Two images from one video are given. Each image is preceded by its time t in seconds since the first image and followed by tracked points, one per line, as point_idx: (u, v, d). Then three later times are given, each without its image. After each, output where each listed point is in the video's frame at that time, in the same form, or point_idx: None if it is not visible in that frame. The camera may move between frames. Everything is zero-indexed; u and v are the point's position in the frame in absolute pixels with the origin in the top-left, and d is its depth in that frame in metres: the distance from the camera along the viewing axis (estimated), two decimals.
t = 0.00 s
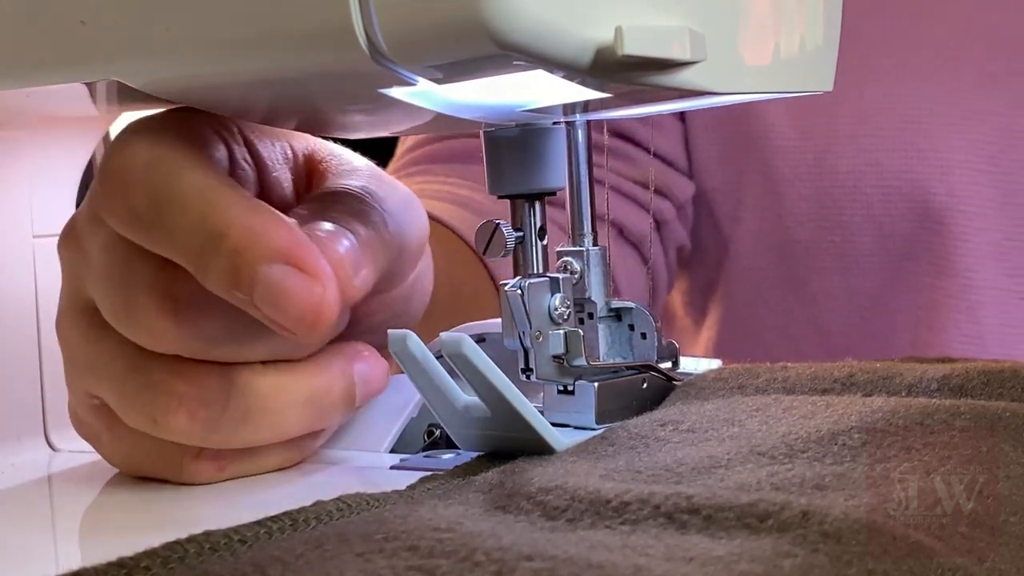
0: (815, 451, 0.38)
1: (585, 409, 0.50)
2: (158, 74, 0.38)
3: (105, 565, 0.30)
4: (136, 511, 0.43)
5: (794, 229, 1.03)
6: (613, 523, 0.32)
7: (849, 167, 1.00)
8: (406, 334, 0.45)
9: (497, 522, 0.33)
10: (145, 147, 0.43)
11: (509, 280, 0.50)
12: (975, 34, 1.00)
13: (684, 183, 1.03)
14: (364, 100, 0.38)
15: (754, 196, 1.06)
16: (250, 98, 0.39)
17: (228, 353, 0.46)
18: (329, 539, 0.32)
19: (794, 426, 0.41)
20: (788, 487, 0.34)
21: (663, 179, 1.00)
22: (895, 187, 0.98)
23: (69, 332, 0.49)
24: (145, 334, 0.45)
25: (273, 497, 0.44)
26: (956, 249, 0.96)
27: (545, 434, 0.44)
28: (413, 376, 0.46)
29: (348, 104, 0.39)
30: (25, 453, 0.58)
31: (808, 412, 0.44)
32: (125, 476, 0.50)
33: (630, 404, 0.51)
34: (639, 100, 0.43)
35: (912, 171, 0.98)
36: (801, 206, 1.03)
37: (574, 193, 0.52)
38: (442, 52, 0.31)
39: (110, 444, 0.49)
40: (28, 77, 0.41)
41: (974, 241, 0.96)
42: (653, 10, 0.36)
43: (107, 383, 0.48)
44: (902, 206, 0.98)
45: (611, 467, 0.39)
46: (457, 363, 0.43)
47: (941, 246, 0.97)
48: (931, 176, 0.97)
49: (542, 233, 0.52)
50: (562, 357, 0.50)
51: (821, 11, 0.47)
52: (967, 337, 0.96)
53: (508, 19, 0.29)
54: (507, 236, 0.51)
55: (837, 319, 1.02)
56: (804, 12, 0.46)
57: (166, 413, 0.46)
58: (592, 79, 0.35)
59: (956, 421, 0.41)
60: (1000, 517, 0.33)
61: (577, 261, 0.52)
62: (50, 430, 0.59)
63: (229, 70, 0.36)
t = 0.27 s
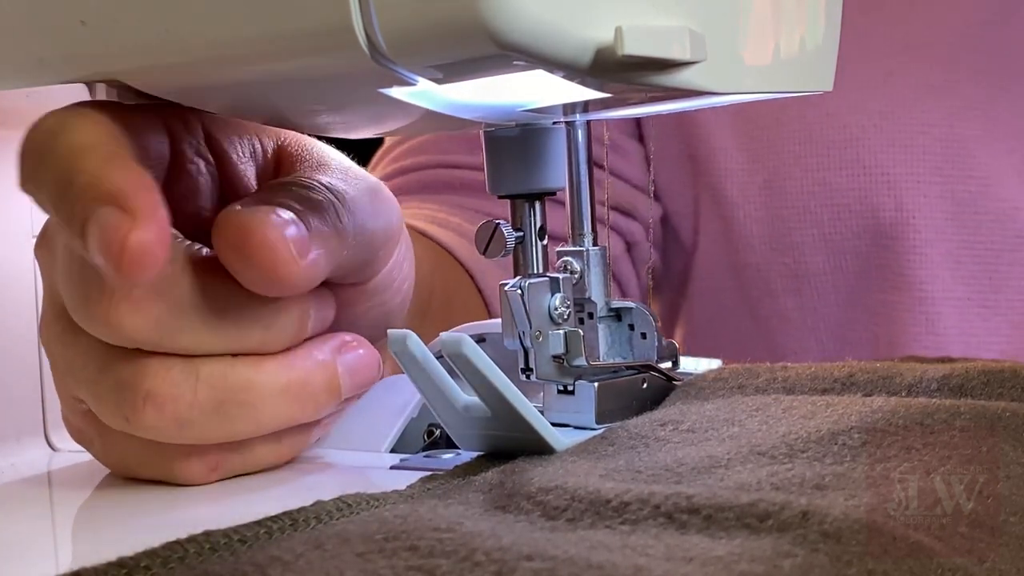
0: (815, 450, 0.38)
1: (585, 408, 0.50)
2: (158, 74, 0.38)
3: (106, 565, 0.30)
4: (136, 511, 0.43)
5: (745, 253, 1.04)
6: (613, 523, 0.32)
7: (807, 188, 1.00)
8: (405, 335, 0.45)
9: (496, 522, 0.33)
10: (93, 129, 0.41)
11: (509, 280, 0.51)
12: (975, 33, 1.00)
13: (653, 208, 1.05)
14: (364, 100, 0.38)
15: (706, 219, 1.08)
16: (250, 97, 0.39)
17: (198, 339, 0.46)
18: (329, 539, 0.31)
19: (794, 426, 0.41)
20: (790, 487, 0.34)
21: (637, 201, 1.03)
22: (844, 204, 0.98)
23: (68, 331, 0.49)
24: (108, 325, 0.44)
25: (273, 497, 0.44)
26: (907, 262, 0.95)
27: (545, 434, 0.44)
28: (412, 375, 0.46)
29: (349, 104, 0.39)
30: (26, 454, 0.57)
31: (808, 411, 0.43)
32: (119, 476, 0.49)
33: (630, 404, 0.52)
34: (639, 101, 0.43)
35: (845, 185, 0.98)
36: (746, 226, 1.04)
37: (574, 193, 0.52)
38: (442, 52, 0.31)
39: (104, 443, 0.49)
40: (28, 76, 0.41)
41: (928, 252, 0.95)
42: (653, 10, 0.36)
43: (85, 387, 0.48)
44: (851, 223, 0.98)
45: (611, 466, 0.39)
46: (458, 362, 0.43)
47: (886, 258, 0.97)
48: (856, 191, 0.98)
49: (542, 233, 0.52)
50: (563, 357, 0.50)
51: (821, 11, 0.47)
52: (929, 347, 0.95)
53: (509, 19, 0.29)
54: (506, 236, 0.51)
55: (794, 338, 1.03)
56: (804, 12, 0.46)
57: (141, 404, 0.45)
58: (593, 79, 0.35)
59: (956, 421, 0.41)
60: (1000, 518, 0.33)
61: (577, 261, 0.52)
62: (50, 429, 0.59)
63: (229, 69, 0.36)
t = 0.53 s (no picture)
0: (815, 450, 0.38)
1: (585, 408, 0.50)
2: (158, 74, 0.38)
3: (105, 565, 0.30)
4: (136, 511, 0.43)
5: (763, 236, 1.05)
6: (614, 523, 0.32)
7: (834, 176, 1.02)
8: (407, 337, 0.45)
9: (496, 522, 0.33)
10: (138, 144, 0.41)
11: (509, 280, 0.51)
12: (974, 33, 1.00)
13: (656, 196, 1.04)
14: (364, 100, 0.38)
15: (722, 201, 1.08)
16: (250, 98, 0.39)
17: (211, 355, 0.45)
18: (328, 539, 0.31)
19: (794, 427, 0.41)
20: (789, 488, 0.34)
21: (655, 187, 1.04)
22: (862, 188, 0.99)
23: (68, 331, 0.49)
24: (147, 341, 0.44)
25: (273, 497, 0.44)
26: (925, 248, 0.96)
27: (545, 434, 0.44)
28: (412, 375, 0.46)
29: (349, 104, 0.39)
30: (26, 454, 0.58)
31: (808, 412, 0.44)
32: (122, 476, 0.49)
33: (630, 403, 0.52)
34: (640, 100, 0.43)
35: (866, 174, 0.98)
36: (764, 209, 1.05)
37: (574, 193, 0.52)
38: (441, 53, 0.31)
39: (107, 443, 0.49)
40: (28, 76, 0.41)
41: (946, 238, 0.95)
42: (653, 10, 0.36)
43: (101, 386, 0.48)
44: (870, 207, 0.99)
45: (610, 466, 0.39)
46: (457, 362, 0.43)
47: (905, 244, 0.98)
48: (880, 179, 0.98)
49: (542, 233, 0.52)
50: (562, 357, 0.50)
51: (821, 11, 0.47)
52: (942, 336, 0.96)
53: (508, 19, 0.29)
54: (506, 236, 0.51)
55: (809, 319, 1.05)
56: (804, 12, 0.46)
57: (171, 411, 0.46)
58: (592, 79, 0.35)
59: (957, 420, 0.41)
60: (1001, 518, 0.33)
61: (577, 261, 0.52)
62: (50, 429, 0.60)
63: (228, 69, 0.36)
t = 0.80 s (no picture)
0: (813, 450, 0.38)
1: (585, 408, 0.50)
2: (158, 75, 0.38)
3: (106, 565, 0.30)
4: (136, 511, 0.43)
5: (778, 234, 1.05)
6: (613, 522, 0.32)
7: (848, 171, 1.02)
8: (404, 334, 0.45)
9: (496, 523, 0.33)
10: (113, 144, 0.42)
11: (509, 280, 0.51)
12: (975, 33, 1.00)
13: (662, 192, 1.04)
14: (364, 100, 0.38)
15: (746, 195, 1.07)
16: (250, 98, 0.39)
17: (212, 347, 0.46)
18: (329, 539, 0.31)
19: (793, 426, 0.41)
20: (788, 488, 0.34)
21: (661, 179, 1.03)
22: (890, 183, 0.99)
23: (67, 332, 0.49)
24: (109, 331, 0.45)
25: (273, 497, 0.44)
26: (951, 245, 0.97)
27: (545, 434, 0.44)
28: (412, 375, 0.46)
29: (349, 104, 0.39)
30: (26, 454, 0.58)
31: (808, 412, 0.43)
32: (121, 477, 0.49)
33: (630, 404, 0.52)
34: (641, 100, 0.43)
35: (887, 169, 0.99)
36: (790, 202, 1.05)
37: (574, 193, 0.52)
38: (441, 53, 0.31)
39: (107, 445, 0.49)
40: (27, 77, 0.41)
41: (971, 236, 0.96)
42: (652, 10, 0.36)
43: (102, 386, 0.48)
44: (897, 204, 0.99)
45: (609, 467, 0.39)
46: (457, 362, 0.43)
47: (931, 241, 0.98)
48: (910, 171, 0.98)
49: (542, 233, 0.52)
50: (563, 357, 0.50)
51: (821, 11, 0.47)
52: (964, 334, 0.96)
53: (508, 19, 0.29)
54: (507, 237, 0.51)
55: (832, 314, 1.04)
56: (805, 12, 0.46)
57: (146, 409, 0.46)
58: (593, 79, 0.35)
59: (956, 420, 0.41)
60: (1000, 517, 0.33)
61: (578, 261, 0.52)
62: (50, 429, 0.59)
63: (228, 69, 0.36)
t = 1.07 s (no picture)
0: (813, 450, 0.38)
1: (586, 411, 0.50)
2: (158, 75, 0.38)
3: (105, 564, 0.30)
4: (136, 511, 0.43)
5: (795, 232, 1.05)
6: (613, 522, 0.32)
7: (865, 173, 1.01)
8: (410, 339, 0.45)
9: (496, 522, 0.33)
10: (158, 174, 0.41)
11: (510, 284, 0.50)
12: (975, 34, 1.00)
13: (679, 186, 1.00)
14: (364, 100, 0.38)
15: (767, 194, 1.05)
16: (249, 98, 0.39)
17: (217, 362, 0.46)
18: (328, 538, 0.31)
19: (794, 426, 0.41)
20: (789, 487, 0.34)
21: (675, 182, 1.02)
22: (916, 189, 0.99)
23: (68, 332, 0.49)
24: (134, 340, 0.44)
25: (273, 497, 0.44)
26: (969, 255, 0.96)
27: (545, 434, 0.44)
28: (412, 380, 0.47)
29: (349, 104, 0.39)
30: (26, 454, 0.58)
31: (808, 412, 0.43)
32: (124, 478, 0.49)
33: (630, 404, 0.52)
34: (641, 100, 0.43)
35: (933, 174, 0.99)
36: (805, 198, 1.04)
37: (573, 193, 0.52)
38: (440, 52, 0.31)
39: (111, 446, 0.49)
40: (27, 76, 0.41)
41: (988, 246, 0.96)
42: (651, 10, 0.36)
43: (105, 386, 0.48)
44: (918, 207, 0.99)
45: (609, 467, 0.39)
46: (456, 366, 0.43)
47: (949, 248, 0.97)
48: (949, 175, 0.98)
49: (542, 236, 0.52)
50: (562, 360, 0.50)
51: (821, 11, 0.47)
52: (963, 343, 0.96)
53: (506, 19, 0.30)
54: (506, 240, 0.51)
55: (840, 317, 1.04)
56: (804, 12, 0.46)
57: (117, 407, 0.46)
58: (592, 79, 0.35)
59: (957, 420, 0.41)
60: (1000, 517, 0.33)
61: (577, 261, 0.52)
62: (50, 429, 0.60)
63: (227, 69, 0.36)
